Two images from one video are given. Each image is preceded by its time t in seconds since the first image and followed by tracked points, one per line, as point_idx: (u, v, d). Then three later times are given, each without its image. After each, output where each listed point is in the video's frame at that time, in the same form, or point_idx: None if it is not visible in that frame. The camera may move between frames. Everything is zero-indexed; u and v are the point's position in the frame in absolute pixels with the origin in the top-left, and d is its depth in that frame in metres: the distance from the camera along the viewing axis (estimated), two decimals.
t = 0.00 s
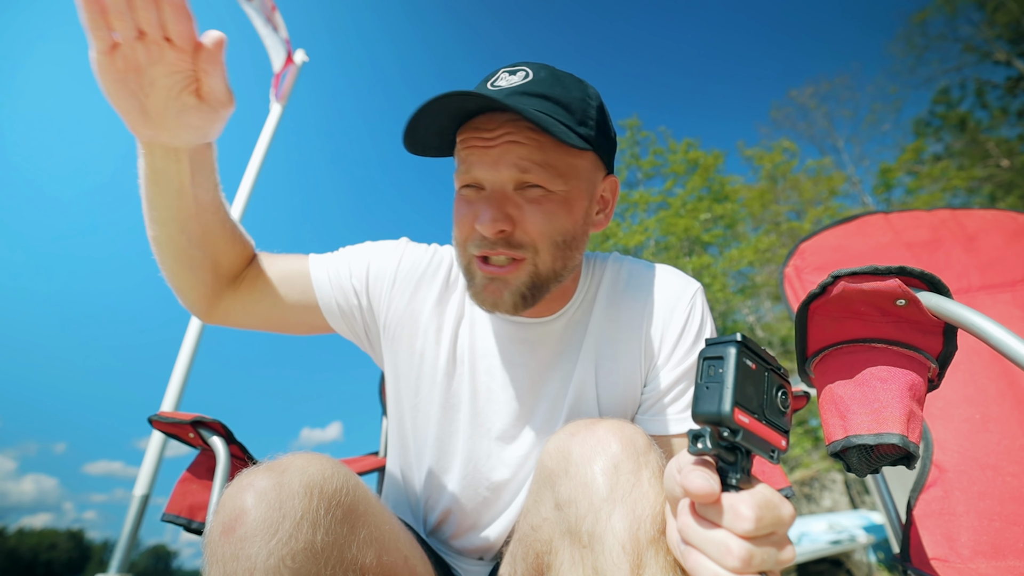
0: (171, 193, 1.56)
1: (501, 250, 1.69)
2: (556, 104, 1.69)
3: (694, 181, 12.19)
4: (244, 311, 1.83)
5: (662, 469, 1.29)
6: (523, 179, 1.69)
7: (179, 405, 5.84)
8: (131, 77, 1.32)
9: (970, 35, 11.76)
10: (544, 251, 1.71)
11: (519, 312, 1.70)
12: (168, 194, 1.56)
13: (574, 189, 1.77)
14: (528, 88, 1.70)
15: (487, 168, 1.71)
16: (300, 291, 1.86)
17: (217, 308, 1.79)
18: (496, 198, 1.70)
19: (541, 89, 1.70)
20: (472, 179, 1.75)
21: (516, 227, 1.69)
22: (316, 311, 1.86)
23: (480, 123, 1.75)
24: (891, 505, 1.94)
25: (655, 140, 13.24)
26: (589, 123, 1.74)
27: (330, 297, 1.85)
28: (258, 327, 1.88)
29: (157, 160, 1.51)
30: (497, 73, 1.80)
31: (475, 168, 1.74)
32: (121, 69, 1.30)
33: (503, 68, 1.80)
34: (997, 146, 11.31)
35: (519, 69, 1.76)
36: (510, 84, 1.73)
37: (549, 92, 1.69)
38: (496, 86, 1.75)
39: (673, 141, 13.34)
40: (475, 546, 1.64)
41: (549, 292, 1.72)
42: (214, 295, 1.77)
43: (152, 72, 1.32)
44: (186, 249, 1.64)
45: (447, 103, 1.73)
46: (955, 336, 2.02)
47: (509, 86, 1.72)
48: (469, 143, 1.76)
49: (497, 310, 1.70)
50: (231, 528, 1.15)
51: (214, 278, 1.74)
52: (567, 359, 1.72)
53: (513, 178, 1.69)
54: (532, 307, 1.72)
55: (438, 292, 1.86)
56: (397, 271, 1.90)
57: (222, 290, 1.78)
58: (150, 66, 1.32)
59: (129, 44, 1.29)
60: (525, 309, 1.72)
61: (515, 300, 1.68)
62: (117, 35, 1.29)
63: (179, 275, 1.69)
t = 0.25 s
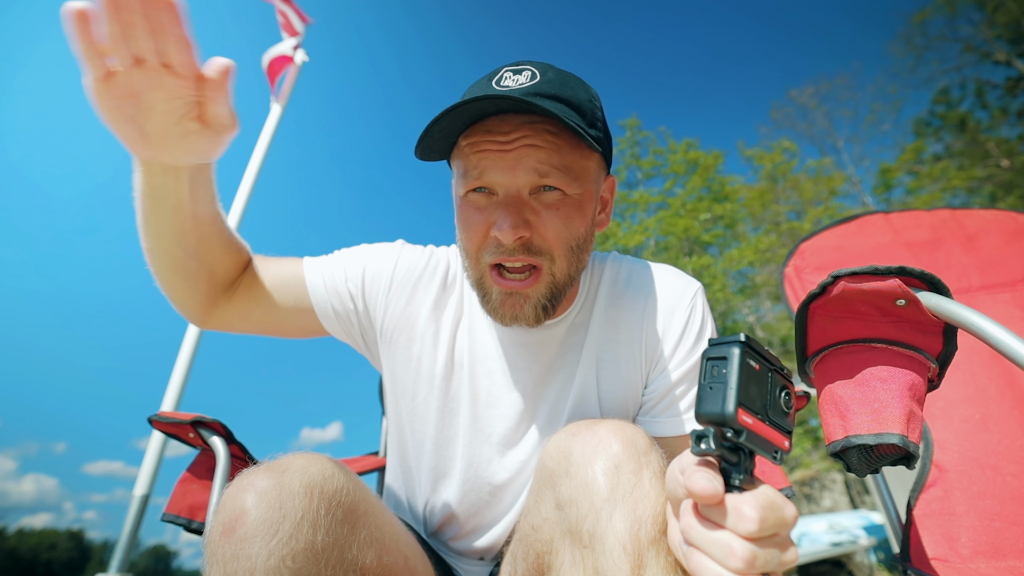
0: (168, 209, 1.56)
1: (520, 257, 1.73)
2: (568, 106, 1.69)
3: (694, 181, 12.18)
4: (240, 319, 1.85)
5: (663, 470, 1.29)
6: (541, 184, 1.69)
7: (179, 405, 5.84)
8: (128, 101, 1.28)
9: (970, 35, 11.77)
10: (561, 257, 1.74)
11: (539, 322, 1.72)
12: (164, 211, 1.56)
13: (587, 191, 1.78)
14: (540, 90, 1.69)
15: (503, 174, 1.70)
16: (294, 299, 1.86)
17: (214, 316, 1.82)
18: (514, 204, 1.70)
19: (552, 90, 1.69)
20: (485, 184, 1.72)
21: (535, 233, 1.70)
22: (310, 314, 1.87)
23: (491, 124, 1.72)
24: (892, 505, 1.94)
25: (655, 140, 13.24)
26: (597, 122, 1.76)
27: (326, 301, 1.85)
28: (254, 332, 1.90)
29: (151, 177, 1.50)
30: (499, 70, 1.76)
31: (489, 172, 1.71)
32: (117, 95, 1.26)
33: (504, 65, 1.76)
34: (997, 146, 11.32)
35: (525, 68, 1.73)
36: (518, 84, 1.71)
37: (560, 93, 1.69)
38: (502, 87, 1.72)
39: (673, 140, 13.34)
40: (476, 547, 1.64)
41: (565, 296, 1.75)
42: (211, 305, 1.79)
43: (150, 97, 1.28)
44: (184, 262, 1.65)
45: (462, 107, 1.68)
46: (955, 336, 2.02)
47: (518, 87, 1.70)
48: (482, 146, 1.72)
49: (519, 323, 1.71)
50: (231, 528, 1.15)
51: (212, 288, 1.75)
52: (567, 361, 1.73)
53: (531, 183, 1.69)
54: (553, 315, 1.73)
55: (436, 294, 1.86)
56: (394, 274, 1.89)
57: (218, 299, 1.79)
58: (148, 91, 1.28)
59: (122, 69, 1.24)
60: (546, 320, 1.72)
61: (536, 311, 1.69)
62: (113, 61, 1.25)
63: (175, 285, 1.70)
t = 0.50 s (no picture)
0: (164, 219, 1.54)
1: (522, 259, 1.71)
2: (565, 104, 1.70)
3: (694, 181, 12.18)
4: (235, 325, 1.85)
5: (662, 470, 1.29)
6: (540, 184, 1.69)
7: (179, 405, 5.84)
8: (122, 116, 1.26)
9: (970, 35, 11.76)
10: (562, 257, 1.74)
11: (541, 319, 1.72)
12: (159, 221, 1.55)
13: (586, 190, 1.78)
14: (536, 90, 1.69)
15: (502, 175, 1.69)
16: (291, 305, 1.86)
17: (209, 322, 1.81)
18: (514, 205, 1.70)
19: (548, 89, 1.70)
20: (484, 186, 1.72)
21: (536, 233, 1.70)
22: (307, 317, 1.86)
23: (489, 125, 1.71)
24: (892, 505, 1.93)
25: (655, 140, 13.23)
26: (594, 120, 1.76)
27: (321, 305, 1.84)
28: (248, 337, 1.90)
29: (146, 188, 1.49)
30: (493, 70, 1.76)
31: (489, 173, 1.70)
32: (108, 109, 1.24)
33: (498, 65, 1.76)
34: (997, 146, 11.32)
35: (519, 68, 1.73)
36: (515, 84, 1.71)
37: (556, 92, 1.70)
38: (498, 86, 1.72)
39: (673, 141, 13.34)
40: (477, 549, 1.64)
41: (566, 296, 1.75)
42: (206, 311, 1.78)
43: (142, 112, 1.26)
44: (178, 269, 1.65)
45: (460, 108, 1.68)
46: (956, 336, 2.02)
47: (515, 87, 1.70)
48: (480, 147, 1.71)
49: (519, 319, 1.71)
50: (231, 528, 1.15)
51: (207, 295, 1.75)
52: (566, 362, 1.73)
53: (530, 184, 1.69)
54: (554, 313, 1.74)
55: (433, 296, 1.86)
56: (390, 276, 1.89)
57: (212, 305, 1.79)
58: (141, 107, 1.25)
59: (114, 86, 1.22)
60: (547, 318, 1.73)
61: (538, 307, 1.69)
62: (106, 77, 1.22)
63: (169, 292, 1.70)
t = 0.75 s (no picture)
0: (171, 216, 1.55)
1: (524, 258, 1.70)
2: (567, 104, 1.70)
3: (694, 181, 12.18)
4: (238, 323, 1.85)
5: (662, 470, 1.29)
6: (543, 183, 1.69)
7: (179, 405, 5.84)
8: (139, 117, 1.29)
9: (970, 35, 11.76)
10: (564, 256, 1.74)
11: (542, 319, 1.72)
12: (166, 218, 1.55)
13: (587, 189, 1.79)
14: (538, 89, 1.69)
15: (506, 173, 1.69)
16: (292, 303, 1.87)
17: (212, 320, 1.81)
18: (518, 203, 1.69)
19: (550, 89, 1.70)
20: (486, 185, 1.71)
21: (539, 232, 1.69)
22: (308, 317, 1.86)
23: (492, 124, 1.71)
24: (892, 505, 1.93)
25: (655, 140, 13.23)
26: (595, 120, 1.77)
27: (321, 304, 1.84)
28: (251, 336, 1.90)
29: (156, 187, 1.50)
30: (495, 69, 1.76)
31: (492, 172, 1.70)
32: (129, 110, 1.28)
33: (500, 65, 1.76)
34: (997, 146, 11.32)
35: (521, 68, 1.74)
36: (517, 83, 1.71)
37: (558, 92, 1.70)
38: (500, 85, 1.72)
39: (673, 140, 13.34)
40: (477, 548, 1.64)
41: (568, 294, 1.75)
42: (208, 310, 1.78)
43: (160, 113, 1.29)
44: (182, 268, 1.66)
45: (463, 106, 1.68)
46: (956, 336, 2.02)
47: (518, 86, 1.71)
48: (483, 146, 1.71)
49: (522, 320, 1.71)
50: (231, 528, 1.15)
51: (210, 294, 1.75)
52: (565, 362, 1.73)
53: (533, 182, 1.69)
54: (556, 311, 1.74)
55: (432, 295, 1.86)
56: (389, 276, 1.89)
57: (215, 305, 1.80)
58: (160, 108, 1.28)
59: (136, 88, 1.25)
60: (549, 315, 1.73)
61: (541, 306, 1.69)
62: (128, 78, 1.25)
63: (171, 290, 1.70)
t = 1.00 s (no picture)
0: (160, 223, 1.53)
1: (528, 260, 1.70)
2: (577, 109, 1.70)
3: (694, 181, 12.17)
4: (237, 323, 1.85)
5: (663, 470, 1.29)
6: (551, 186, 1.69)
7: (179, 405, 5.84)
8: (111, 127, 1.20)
9: (970, 35, 11.76)
10: (568, 259, 1.74)
11: (546, 318, 1.73)
12: (154, 225, 1.53)
13: (592, 193, 1.79)
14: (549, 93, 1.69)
15: (515, 175, 1.68)
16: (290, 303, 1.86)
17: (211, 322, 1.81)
18: (525, 206, 1.69)
19: (561, 93, 1.70)
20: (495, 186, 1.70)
21: (545, 236, 1.69)
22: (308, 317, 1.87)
23: (502, 125, 1.69)
24: (892, 505, 1.93)
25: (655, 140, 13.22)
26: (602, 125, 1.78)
27: (322, 304, 1.84)
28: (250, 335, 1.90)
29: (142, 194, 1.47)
30: (505, 69, 1.76)
31: (501, 173, 1.68)
32: (96, 122, 1.18)
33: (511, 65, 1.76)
34: (997, 146, 11.32)
35: (531, 69, 1.73)
36: (527, 85, 1.71)
37: (567, 96, 1.70)
38: (510, 86, 1.71)
39: (673, 140, 13.33)
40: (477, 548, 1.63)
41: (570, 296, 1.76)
42: (206, 312, 1.78)
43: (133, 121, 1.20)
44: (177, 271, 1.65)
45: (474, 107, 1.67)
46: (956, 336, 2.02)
47: (528, 88, 1.71)
48: (493, 147, 1.69)
49: (524, 320, 1.72)
50: (231, 528, 1.15)
51: (207, 295, 1.75)
52: (566, 362, 1.73)
53: (541, 185, 1.68)
54: (558, 313, 1.75)
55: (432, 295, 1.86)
56: (389, 275, 1.89)
57: (212, 305, 1.79)
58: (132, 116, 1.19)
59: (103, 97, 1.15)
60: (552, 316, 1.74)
61: (545, 308, 1.70)
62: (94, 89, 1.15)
63: (168, 293, 1.69)
